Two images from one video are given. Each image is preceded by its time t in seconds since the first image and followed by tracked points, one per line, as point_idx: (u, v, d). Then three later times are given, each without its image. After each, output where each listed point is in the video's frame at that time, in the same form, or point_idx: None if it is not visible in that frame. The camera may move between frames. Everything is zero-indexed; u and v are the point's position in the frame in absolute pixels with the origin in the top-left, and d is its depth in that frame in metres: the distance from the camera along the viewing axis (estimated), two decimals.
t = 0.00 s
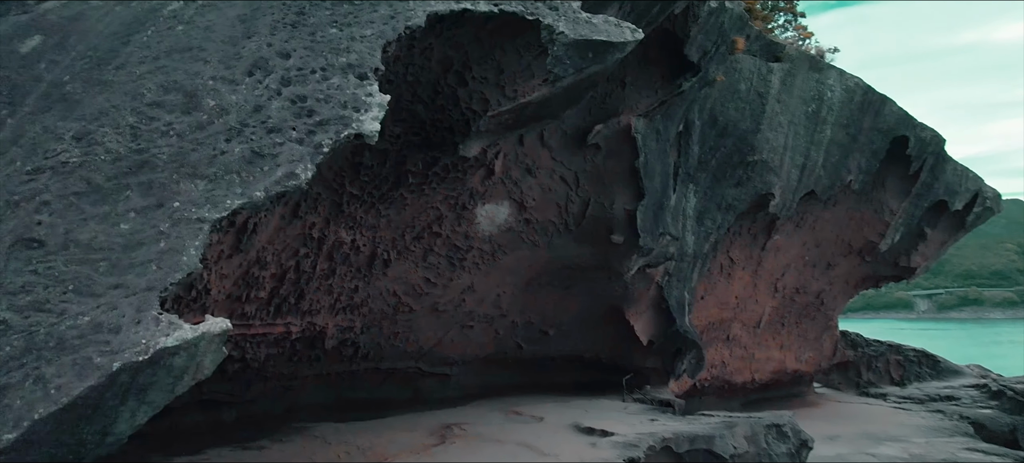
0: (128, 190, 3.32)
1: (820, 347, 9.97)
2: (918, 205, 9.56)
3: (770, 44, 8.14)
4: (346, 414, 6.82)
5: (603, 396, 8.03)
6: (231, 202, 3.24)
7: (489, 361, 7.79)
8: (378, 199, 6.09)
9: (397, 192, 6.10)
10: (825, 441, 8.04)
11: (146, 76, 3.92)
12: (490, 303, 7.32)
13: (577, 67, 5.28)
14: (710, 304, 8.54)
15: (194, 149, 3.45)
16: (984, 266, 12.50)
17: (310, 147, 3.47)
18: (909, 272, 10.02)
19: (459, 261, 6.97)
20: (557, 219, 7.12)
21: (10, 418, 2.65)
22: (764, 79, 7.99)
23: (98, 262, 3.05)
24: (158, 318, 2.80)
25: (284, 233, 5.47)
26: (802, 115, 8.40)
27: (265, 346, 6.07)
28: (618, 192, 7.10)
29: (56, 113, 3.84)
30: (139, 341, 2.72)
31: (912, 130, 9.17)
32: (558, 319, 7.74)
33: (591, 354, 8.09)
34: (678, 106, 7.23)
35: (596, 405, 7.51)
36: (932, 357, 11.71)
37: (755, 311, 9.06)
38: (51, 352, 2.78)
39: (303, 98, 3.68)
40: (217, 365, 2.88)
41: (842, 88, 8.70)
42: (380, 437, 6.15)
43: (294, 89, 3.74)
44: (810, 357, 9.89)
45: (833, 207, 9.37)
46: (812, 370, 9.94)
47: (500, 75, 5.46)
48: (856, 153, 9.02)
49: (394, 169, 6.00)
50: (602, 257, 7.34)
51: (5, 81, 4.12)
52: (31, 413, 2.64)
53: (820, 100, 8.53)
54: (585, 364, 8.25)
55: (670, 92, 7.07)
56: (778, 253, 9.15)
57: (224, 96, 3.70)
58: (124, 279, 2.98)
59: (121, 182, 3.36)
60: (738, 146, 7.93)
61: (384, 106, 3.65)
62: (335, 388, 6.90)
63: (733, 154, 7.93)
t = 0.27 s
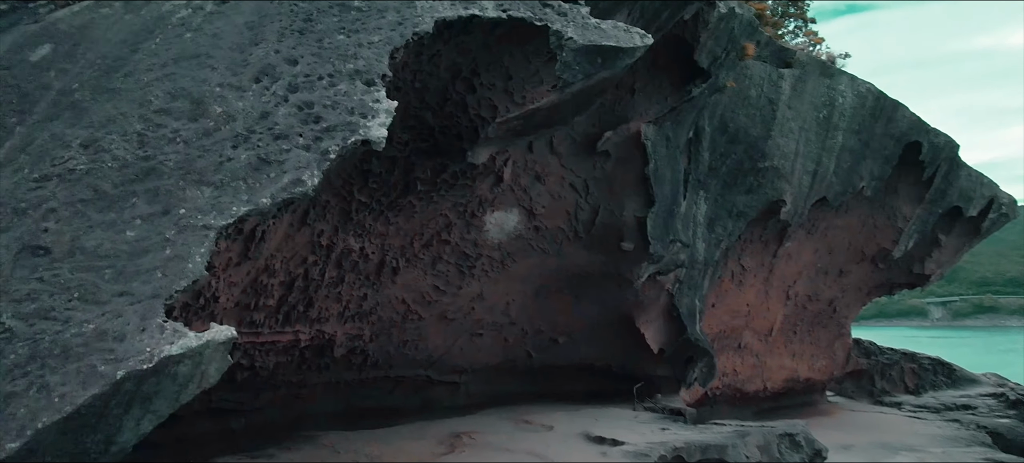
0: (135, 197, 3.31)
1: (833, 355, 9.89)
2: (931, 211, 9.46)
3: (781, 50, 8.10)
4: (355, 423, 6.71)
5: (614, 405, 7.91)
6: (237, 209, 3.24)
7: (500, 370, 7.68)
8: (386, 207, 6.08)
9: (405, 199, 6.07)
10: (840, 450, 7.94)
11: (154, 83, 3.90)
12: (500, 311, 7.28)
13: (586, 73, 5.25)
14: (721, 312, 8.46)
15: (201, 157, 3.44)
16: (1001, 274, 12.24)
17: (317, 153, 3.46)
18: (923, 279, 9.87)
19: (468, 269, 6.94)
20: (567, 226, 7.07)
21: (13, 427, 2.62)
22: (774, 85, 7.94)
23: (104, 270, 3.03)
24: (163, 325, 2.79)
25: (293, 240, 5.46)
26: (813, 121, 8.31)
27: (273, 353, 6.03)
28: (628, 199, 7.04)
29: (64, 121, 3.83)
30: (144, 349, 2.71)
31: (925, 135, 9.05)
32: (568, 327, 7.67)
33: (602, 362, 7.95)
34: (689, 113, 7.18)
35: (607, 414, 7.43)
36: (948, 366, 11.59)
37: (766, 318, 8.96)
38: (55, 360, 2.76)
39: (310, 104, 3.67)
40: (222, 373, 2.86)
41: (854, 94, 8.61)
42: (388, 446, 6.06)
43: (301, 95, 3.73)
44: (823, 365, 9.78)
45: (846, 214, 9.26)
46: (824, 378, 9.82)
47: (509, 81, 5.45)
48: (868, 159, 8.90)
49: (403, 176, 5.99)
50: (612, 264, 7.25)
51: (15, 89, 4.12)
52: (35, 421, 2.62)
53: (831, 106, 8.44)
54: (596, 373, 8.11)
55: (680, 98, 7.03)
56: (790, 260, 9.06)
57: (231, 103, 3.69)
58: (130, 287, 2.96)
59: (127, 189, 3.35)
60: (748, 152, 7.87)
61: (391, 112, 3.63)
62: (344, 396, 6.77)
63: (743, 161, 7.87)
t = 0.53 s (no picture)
0: (142, 206, 3.29)
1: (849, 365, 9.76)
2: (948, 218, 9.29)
3: (793, 57, 8.01)
4: (367, 433, 6.68)
5: (627, 416, 7.84)
6: (245, 217, 3.22)
7: (512, 380, 7.62)
8: (397, 216, 6.04)
9: (416, 208, 6.04)
10: None
11: (163, 92, 3.89)
12: (511, 320, 7.22)
13: (598, 80, 5.18)
14: (736, 322, 8.36)
15: (208, 165, 3.42)
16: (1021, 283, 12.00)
17: (325, 162, 3.44)
18: (941, 288, 9.70)
19: (480, 279, 6.89)
20: (579, 235, 7.02)
21: (18, 437, 2.59)
22: (788, 93, 7.87)
23: (110, 279, 3.01)
24: (169, 335, 2.77)
25: (303, 250, 5.43)
26: (827, 129, 8.22)
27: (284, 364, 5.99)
28: (641, 207, 6.98)
29: (74, 130, 3.83)
30: (149, 360, 2.69)
31: (942, 142, 8.87)
32: (580, 337, 7.60)
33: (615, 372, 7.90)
34: (702, 120, 7.13)
35: (620, 425, 7.35)
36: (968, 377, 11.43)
37: (781, 328, 8.85)
38: (61, 370, 2.74)
39: (319, 112, 3.66)
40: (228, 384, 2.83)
41: (869, 101, 8.48)
42: (399, 456, 6.00)
43: (310, 103, 3.72)
44: (840, 376, 9.65)
45: (861, 223, 9.15)
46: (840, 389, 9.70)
47: (519, 88, 5.39)
48: (884, 167, 8.77)
49: (413, 185, 5.95)
50: (624, 273, 7.20)
51: (27, 100, 4.13)
52: (40, 431, 2.59)
53: (846, 113, 8.33)
54: (609, 384, 8.05)
55: (692, 106, 6.98)
56: (805, 269, 8.95)
57: (239, 111, 3.67)
58: (136, 296, 2.94)
59: (135, 198, 3.33)
60: (762, 160, 7.80)
61: (400, 120, 3.61)
62: (356, 407, 6.75)
63: (757, 169, 7.79)
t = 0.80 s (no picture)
0: (148, 215, 3.27)
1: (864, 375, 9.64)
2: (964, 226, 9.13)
3: (804, 64, 8.02)
4: (376, 443, 6.62)
5: (638, 426, 7.75)
6: (250, 225, 3.20)
7: (522, 390, 7.54)
8: (406, 224, 6.00)
9: (425, 217, 6.00)
10: None
11: (170, 100, 3.87)
12: (521, 329, 7.16)
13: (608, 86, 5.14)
14: (748, 330, 8.27)
15: (214, 173, 3.40)
16: None
17: (332, 169, 3.43)
18: (958, 297, 9.55)
19: (489, 287, 6.84)
20: (589, 243, 6.96)
21: (20, 447, 2.56)
22: (799, 100, 7.82)
23: (115, 287, 2.99)
24: (173, 345, 2.75)
25: (312, 259, 5.39)
26: (839, 135, 8.14)
27: (294, 373, 5.95)
28: (651, 215, 6.92)
29: (82, 139, 3.82)
30: (152, 369, 2.66)
31: (956, 148, 8.77)
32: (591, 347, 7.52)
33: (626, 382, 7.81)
34: (712, 127, 7.08)
35: (631, 435, 7.27)
36: (985, 387, 11.28)
37: (794, 337, 8.74)
38: (64, 380, 2.72)
39: (326, 120, 3.64)
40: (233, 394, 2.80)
41: (881, 107, 8.40)
42: None
43: (316, 111, 3.70)
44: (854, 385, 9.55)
45: (874, 230, 9.04)
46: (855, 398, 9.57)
47: (527, 95, 5.35)
48: (898, 173, 8.67)
49: (422, 194, 5.90)
50: (635, 282, 7.13)
51: (36, 108, 4.13)
52: (42, 442, 2.55)
53: (858, 120, 8.25)
54: (620, 394, 7.96)
55: (703, 113, 6.94)
56: (818, 277, 8.84)
57: (246, 119, 3.66)
58: (140, 305, 2.92)
59: (141, 206, 3.31)
60: (773, 168, 7.73)
61: (407, 127, 3.59)
62: (366, 416, 6.70)
63: (769, 176, 7.72)
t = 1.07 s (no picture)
0: (153, 221, 3.26)
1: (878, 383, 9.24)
2: (979, 231, 8.94)
3: (814, 69, 7.96)
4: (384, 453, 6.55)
5: (649, 436, 7.65)
6: (255, 232, 3.17)
7: (532, 398, 7.46)
8: (414, 231, 5.97)
9: (433, 224, 5.96)
10: None
11: (177, 108, 3.87)
12: (530, 337, 7.10)
13: (616, 91, 5.09)
14: (759, 338, 8.19)
15: (220, 180, 3.40)
16: None
17: (337, 176, 3.40)
18: (973, 303, 9.26)
19: (498, 295, 6.79)
20: (598, 251, 6.91)
21: (22, 456, 2.53)
22: (809, 105, 7.75)
23: (119, 295, 2.98)
24: (176, 352, 2.72)
25: (319, 267, 5.37)
26: (850, 141, 8.07)
27: (302, 381, 5.90)
28: (661, 222, 6.87)
29: (89, 146, 3.82)
30: (155, 378, 2.63)
31: (970, 153, 8.66)
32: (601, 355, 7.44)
33: (637, 390, 7.71)
34: (722, 134, 7.06)
35: (642, 444, 7.18)
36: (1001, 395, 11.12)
37: (806, 344, 8.63)
38: (67, 388, 2.70)
39: (331, 126, 3.63)
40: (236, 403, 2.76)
41: (892, 112, 8.32)
42: None
43: (322, 117, 3.69)
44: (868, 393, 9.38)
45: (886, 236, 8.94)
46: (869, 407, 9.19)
47: (536, 101, 5.31)
48: (909, 179, 8.58)
49: (430, 201, 5.85)
50: (645, 289, 7.07)
51: (44, 116, 4.13)
52: (45, 450, 2.53)
53: (869, 125, 8.18)
54: (630, 402, 7.87)
55: (712, 119, 6.92)
56: (829, 284, 8.73)
57: (251, 126, 3.65)
58: (145, 313, 2.91)
59: (146, 213, 3.30)
60: (784, 174, 7.67)
61: (413, 133, 3.55)
62: (374, 425, 6.63)
63: (779, 182, 7.67)
